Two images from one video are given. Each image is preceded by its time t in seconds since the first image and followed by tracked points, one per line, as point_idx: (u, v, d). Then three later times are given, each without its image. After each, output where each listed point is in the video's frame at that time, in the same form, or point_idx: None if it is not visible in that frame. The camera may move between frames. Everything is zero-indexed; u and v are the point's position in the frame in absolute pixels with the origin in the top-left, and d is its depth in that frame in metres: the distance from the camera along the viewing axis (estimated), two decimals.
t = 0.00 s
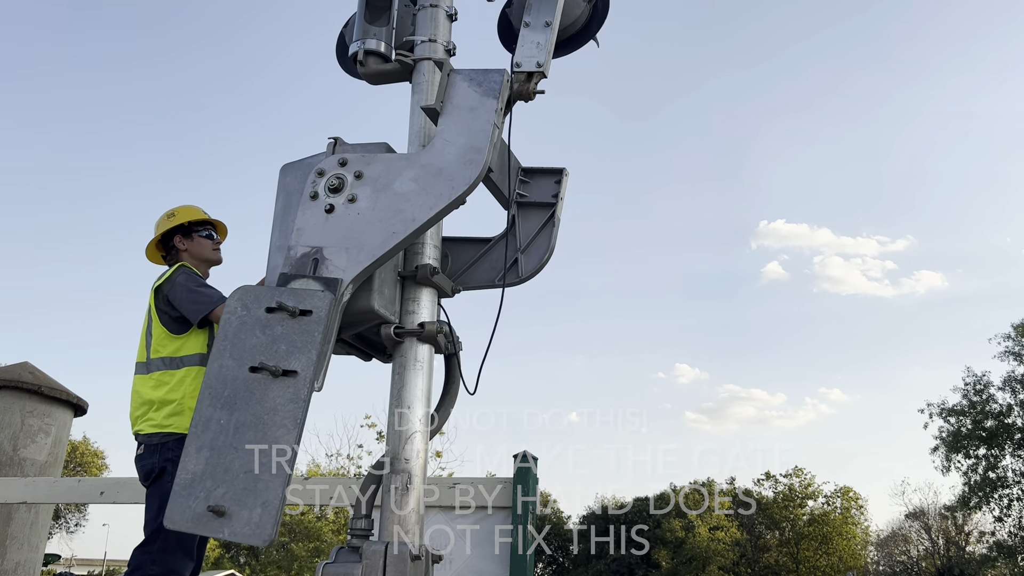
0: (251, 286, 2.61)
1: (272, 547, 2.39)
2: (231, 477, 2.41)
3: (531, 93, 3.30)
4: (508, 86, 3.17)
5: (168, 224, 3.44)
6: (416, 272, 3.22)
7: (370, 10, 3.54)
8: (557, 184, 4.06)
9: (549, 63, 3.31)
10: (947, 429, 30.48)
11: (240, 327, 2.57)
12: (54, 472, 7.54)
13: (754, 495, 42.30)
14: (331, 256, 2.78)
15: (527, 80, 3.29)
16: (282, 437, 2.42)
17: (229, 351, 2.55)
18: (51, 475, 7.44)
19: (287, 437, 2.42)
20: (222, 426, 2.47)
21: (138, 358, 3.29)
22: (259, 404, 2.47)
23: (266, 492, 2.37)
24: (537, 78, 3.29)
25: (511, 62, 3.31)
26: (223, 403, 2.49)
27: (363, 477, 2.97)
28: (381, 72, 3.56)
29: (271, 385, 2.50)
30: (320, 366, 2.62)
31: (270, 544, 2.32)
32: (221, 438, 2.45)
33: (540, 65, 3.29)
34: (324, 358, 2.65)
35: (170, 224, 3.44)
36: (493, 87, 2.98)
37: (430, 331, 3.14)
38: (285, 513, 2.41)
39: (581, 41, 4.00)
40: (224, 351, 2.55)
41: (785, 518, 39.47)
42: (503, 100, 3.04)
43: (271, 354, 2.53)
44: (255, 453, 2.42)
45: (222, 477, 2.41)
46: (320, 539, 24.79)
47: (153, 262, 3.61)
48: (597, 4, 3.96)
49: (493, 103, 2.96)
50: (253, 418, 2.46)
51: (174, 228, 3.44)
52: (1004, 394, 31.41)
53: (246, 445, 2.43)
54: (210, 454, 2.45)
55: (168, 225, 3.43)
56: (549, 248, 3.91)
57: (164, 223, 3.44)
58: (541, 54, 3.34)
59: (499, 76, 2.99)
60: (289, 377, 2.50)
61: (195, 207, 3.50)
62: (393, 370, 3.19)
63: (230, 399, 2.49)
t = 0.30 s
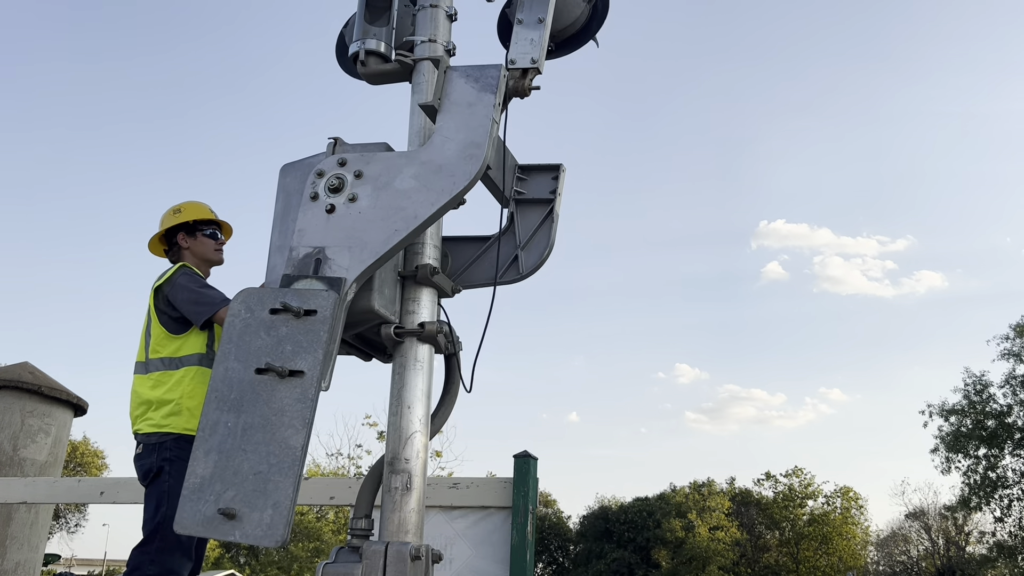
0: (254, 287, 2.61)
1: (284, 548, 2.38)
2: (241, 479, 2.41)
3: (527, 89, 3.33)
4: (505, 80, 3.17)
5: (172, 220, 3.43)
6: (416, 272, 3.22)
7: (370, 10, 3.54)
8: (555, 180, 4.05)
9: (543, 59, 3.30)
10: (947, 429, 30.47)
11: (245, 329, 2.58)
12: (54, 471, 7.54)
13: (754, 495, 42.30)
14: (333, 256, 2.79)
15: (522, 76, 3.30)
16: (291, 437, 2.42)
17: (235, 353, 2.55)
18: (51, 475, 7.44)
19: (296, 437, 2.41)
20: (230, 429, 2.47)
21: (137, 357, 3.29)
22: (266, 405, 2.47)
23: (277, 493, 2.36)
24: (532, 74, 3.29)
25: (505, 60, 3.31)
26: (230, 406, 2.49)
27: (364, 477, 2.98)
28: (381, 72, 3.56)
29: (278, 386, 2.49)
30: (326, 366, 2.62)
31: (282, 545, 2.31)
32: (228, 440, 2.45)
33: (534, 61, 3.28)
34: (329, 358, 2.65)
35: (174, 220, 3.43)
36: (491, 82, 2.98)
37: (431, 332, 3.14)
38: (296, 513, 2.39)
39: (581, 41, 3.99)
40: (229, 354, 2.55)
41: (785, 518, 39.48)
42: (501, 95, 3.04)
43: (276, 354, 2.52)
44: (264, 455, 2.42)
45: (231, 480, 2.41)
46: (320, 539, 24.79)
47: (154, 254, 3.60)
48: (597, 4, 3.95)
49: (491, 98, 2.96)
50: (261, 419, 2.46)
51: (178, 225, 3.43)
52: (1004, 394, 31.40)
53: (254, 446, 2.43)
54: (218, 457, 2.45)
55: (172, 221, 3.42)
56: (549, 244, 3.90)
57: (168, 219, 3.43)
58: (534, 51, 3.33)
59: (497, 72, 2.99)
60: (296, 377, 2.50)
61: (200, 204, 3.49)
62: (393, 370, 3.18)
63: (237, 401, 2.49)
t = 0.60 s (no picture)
0: (254, 288, 2.61)
1: (284, 548, 2.37)
2: (240, 479, 2.41)
3: (527, 89, 3.32)
4: (505, 80, 3.17)
5: (174, 218, 3.42)
6: (416, 272, 3.22)
7: (371, 11, 3.54)
8: (555, 180, 4.04)
9: (543, 59, 3.30)
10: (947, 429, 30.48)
11: (245, 329, 2.58)
12: (54, 471, 7.55)
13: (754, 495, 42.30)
14: (333, 256, 2.79)
15: (522, 76, 3.30)
16: (291, 437, 2.42)
17: (235, 353, 2.55)
18: (51, 475, 7.44)
19: (295, 437, 2.41)
20: (230, 429, 2.47)
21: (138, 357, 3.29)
22: (265, 405, 2.47)
23: (277, 493, 2.36)
24: (532, 73, 3.29)
25: (505, 60, 3.30)
26: (230, 406, 2.49)
27: (364, 477, 2.98)
28: (381, 72, 3.56)
29: (278, 386, 2.49)
30: (326, 365, 2.62)
31: (282, 545, 2.31)
32: (228, 440, 2.45)
33: (534, 61, 3.28)
34: (329, 358, 2.65)
35: (175, 218, 3.42)
36: (491, 82, 2.97)
37: (431, 332, 3.14)
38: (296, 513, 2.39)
39: (581, 41, 3.99)
40: (229, 354, 2.55)
41: (785, 518, 39.49)
42: (501, 95, 3.03)
43: (276, 354, 2.52)
44: (264, 455, 2.42)
45: (231, 480, 2.41)
46: (320, 539, 24.79)
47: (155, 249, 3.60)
48: (597, 4, 3.95)
49: (491, 98, 2.96)
50: (261, 419, 2.46)
51: (178, 223, 3.43)
52: (1003, 394, 31.42)
53: (254, 446, 2.43)
54: (218, 456, 2.45)
55: (174, 220, 3.41)
56: (549, 244, 3.89)
57: (170, 217, 3.42)
58: (534, 50, 3.33)
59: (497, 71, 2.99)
60: (296, 377, 2.50)
61: (202, 203, 3.49)
62: (393, 370, 3.18)
63: (237, 401, 2.49)
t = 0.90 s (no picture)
0: (254, 287, 2.61)
1: (284, 548, 2.37)
2: (240, 479, 2.40)
3: (528, 90, 3.32)
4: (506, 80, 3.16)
5: (174, 216, 3.42)
6: (416, 272, 3.22)
7: (371, 10, 3.54)
8: (555, 180, 4.04)
9: (544, 60, 3.30)
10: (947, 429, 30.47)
11: (245, 329, 2.57)
12: (54, 471, 7.54)
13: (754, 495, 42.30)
14: (333, 256, 2.78)
15: (523, 77, 3.30)
16: (291, 437, 2.42)
17: (235, 353, 2.55)
18: (51, 475, 7.44)
19: (295, 437, 2.41)
20: (230, 429, 2.47)
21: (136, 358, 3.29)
22: (265, 405, 2.47)
23: (276, 493, 2.36)
24: (533, 74, 3.29)
25: (506, 60, 3.30)
26: (230, 406, 2.49)
27: (364, 477, 2.98)
28: (382, 72, 3.56)
29: (277, 386, 2.49)
30: (326, 365, 2.62)
31: (281, 545, 2.31)
32: (228, 440, 2.45)
33: (536, 61, 3.28)
34: (329, 358, 2.65)
35: (175, 217, 3.42)
36: (492, 83, 2.97)
37: (431, 332, 3.14)
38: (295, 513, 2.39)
39: (581, 41, 3.99)
40: (229, 353, 2.55)
41: (785, 518, 39.49)
42: (502, 96, 3.03)
43: (276, 354, 2.52)
44: (264, 455, 2.42)
45: (231, 479, 2.41)
46: (320, 539, 24.79)
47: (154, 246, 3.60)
48: (597, 4, 3.95)
49: (492, 98, 2.96)
50: (260, 419, 2.46)
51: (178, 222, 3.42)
52: (1003, 394, 31.42)
53: (254, 446, 2.43)
54: (218, 456, 2.45)
55: (173, 218, 3.41)
56: (549, 245, 3.89)
57: (170, 215, 3.42)
58: (536, 51, 3.33)
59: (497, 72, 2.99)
60: (295, 377, 2.50)
61: (203, 202, 3.48)
62: (393, 370, 3.18)
63: (237, 400, 2.49)
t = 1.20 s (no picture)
0: (252, 286, 2.60)
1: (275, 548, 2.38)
2: (233, 478, 2.41)
3: (531, 92, 3.29)
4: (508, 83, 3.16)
5: (170, 213, 3.41)
6: (416, 272, 3.22)
7: (371, 10, 3.54)
8: (557, 183, 4.05)
9: (548, 61, 3.30)
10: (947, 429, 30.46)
11: (242, 328, 2.57)
12: (54, 472, 7.54)
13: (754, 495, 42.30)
14: (332, 256, 2.78)
15: (526, 79, 3.27)
16: (285, 437, 2.42)
17: (231, 351, 2.54)
18: (51, 475, 7.44)
19: (289, 437, 2.41)
20: (225, 427, 2.46)
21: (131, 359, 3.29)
22: (260, 404, 2.47)
23: (269, 493, 2.36)
24: (536, 76, 3.27)
25: (509, 61, 3.30)
26: (225, 404, 2.49)
27: (364, 476, 2.98)
28: (381, 72, 3.55)
29: (273, 385, 2.49)
30: (322, 366, 2.62)
31: (273, 544, 2.31)
32: (223, 438, 2.45)
33: (539, 63, 3.28)
34: (326, 358, 2.65)
35: (171, 215, 3.42)
36: (493, 85, 2.97)
37: (432, 333, 3.14)
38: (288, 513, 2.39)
39: (582, 41, 3.99)
40: (226, 351, 2.55)
41: (785, 518, 39.49)
42: (503, 98, 3.03)
43: (273, 354, 2.52)
44: (258, 454, 2.42)
45: (225, 478, 2.41)
46: (320, 539, 24.78)
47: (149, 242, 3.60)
48: (597, 4, 3.95)
49: (493, 101, 2.96)
50: (255, 418, 2.46)
51: (174, 220, 3.42)
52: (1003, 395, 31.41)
53: (249, 445, 2.43)
54: (213, 454, 2.44)
55: (170, 217, 3.41)
56: (550, 247, 3.90)
57: (166, 214, 3.42)
58: (539, 52, 3.33)
59: (499, 74, 2.99)
60: (291, 377, 2.50)
61: (199, 201, 3.48)
62: (393, 370, 3.18)
63: (232, 399, 2.49)
